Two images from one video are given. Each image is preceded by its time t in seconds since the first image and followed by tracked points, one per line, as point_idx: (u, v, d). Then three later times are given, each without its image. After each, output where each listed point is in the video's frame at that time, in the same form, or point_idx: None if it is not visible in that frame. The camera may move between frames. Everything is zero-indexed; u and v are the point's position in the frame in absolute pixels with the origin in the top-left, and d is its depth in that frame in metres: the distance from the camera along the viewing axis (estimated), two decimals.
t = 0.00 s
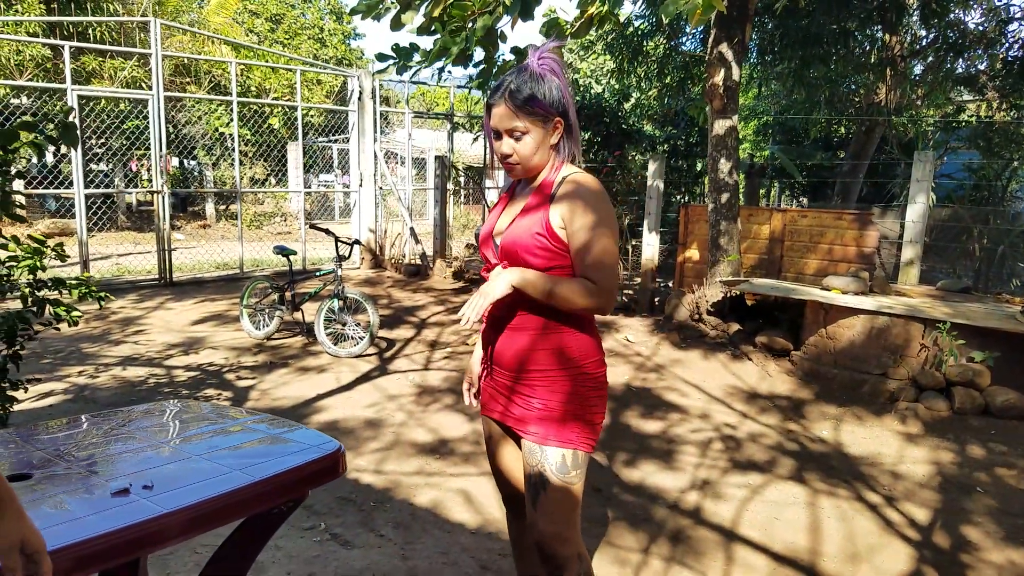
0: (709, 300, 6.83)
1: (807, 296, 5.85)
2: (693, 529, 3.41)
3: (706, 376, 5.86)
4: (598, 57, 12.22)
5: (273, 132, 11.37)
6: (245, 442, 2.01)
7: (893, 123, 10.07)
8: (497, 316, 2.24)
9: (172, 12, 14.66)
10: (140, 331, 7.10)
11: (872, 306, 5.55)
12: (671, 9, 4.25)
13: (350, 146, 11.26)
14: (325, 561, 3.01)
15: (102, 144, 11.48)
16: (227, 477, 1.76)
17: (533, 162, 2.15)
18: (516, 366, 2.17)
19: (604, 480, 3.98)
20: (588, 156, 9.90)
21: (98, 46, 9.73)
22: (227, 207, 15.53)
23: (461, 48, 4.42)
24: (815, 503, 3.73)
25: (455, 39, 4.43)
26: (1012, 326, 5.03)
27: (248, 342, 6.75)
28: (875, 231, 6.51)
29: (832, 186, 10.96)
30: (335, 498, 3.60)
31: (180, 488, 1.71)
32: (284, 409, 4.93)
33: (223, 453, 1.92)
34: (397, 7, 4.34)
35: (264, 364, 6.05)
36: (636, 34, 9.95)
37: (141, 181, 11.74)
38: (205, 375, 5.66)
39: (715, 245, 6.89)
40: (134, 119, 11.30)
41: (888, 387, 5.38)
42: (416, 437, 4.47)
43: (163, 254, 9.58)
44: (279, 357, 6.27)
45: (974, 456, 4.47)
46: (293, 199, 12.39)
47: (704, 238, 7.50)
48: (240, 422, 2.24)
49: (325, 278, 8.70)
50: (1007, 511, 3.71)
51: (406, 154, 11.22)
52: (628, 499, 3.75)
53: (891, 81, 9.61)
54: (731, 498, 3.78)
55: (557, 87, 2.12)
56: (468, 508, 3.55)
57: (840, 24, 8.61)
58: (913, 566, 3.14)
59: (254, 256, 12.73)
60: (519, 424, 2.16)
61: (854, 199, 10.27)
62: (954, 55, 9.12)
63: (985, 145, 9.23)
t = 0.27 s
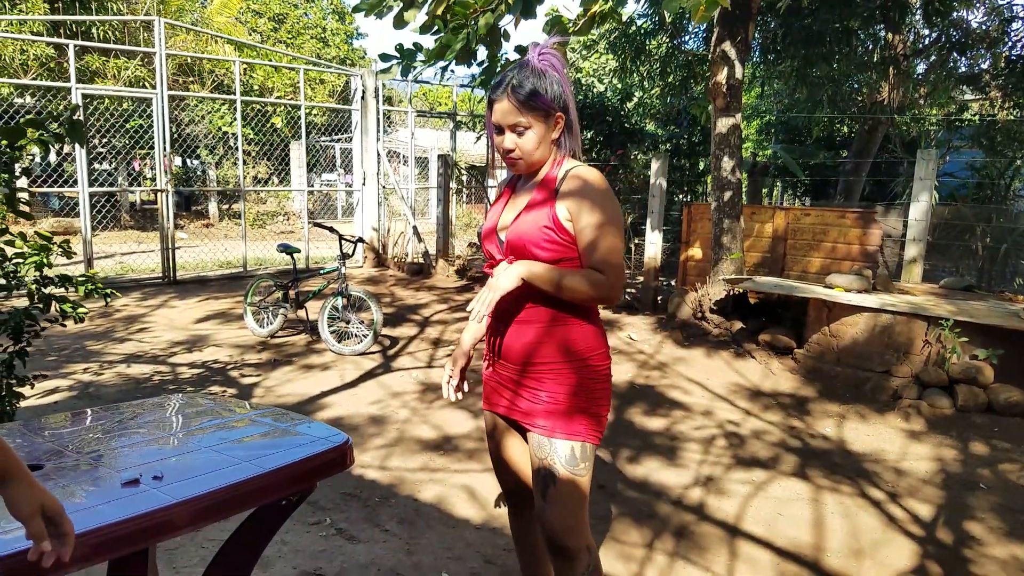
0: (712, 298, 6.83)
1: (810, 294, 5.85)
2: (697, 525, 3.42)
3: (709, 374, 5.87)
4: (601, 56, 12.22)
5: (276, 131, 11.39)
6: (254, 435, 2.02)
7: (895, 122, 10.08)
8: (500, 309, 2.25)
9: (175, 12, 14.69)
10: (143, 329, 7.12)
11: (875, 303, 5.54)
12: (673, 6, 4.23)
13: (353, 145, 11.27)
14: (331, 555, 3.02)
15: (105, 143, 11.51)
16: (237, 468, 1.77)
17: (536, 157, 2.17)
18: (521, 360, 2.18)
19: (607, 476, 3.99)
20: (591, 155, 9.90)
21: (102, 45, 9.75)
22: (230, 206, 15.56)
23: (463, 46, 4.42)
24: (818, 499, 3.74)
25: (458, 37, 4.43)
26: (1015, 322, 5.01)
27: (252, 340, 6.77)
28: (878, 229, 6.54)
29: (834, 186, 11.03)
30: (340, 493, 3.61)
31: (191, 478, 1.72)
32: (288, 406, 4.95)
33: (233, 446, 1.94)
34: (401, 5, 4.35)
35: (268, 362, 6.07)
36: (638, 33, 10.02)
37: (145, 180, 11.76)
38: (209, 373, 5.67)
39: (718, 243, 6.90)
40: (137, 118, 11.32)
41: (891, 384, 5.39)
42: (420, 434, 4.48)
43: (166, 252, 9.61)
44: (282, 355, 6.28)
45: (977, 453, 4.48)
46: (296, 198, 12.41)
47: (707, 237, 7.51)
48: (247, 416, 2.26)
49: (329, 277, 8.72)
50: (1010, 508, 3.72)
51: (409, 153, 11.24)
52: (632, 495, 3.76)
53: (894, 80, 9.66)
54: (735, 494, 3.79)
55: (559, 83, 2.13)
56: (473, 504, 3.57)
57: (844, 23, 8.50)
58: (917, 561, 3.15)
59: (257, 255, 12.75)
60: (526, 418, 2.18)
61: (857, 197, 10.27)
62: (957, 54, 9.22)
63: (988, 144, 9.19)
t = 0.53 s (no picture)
0: (714, 296, 6.84)
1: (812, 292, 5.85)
2: (699, 522, 3.43)
3: (711, 372, 5.88)
4: (603, 54, 12.21)
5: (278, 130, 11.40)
6: (259, 428, 2.04)
7: (897, 121, 10.07)
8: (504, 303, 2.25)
9: (178, 11, 14.73)
10: (147, 327, 7.14)
11: (877, 301, 5.55)
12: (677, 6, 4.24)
13: (355, 144, 11.29)
14: (335, 550, 3.04)
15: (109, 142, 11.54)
16: (242, 460, 1.77)
17: (540, 151, 2.18)
18: (526, 354, 2.18)
19: (610, 473, 4.00)
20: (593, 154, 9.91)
21: (106, 44, 9.78)
22: (233, 205, 15.59)
23: (464, 43, 4.43)
24: (821, 496, 3.75)
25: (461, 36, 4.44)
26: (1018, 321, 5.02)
27: (255, 337, 6.79)
28: (880, 228, 6.56)
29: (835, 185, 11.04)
30: (343, 489, 3.62)
31: (196, 470, 1.72)
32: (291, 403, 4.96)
33: (239, 438, 1.95)
34: (404, 4, 4.35)
35: (271, 359, 6.08)
36: (641, 32, 10.07)
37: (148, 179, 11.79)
38: (212, 370, 5.69)
39: (720, 241, 6.91)
40: (140, 117, 11.34)
41: (893, 382, 5.39)
42: (422, 431, 4.49)
43: (170, 251, 9.63)
44: (285, 353, 6.30)
45: (979, 450, 4.48)
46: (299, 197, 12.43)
47: (709, 235, 7.51)
48: (251, 410, 2.26)
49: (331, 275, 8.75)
50: (1013, 505, 3.72)
51: (411, 152, 11.25)
52: (634, 491, 3.77)
53: (896, 78, 9.52)
54: (737, 490, 3.80)
55: (561, 79, 2.15)
56: (475, 500, 3.58)
57: (845, 22, 8.57)
58: (919, 557, 3.16)
59: (260, 254, 12.78)
60: (530, 412, 2.19)
61: (859, 196, 10.27)
62: (960, 53, 9.28)
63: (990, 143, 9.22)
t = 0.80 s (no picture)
0: (718, 294, 6.84)
1: (816, 289, 5.85)
2: (704, 517, 3.44)
3: (715, 370, 5.88)
4: (605, 53, 12.21)
5: (282, 128, 11.41)
6: (267, 420, 2.04)
7: (901, 119, 10.07)
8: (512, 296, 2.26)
9: (181, 10, 14.75)
10: (151, 325, 7.16)
11: (881, 299, 5.56)
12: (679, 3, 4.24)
13: (358, 142, 11.30)
14: (340, 544, 3.05)
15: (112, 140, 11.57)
16: (251, 451, 1.78)
17: (551, 145, 2.18)
18: (534, 348, 2.19)
19: (614, 469, 4.01)
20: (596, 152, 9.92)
21: (110, 43, 9.80)
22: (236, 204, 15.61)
23: (467, 41, 4.41)
24: (825, 492, 3.76)
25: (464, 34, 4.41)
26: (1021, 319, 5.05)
27: (259, 335, 6.80)
28: (884, 226, 6.60)
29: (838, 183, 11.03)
30: (348, 485, 3.63)
31: (207, 461, 1.73)
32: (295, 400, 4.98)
33: (246, 430, 1.95)
34: (407, 2, 4.34)
35: (275, 357, 6.09)
36: (644, 31, 10.09)
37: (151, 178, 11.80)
38: (217, 367, 5.70)
39: (723, 239, 6.91)
40: (144, 116, 11.37)
41: (897, 380, 5.40)
42: (427, 427, 4.51)
43: (173, 249, 9.65)
44: (290, 350, 6.31)
45: (984, 447, 4.49)
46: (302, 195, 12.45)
47: (712, 233, 7.52)
48: (257, 404, 2.27)
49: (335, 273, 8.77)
50: (1017, 501, 3.73)
51: (414, 151, 11.26)
52: (639, 487, 3.78)
53: (899, 77, 9.57)
54: (741, 486, 3.80)
55: (572, 74, 2.17)
56: (480, 495, 3.59)
57: (848, 21, 8.57)
58: (924, 553, 3.16)
59: (263, 252, 12.80)
60: (538, 405, 2.20)
61: (862, 195, 10.27)
62: (963, 52, 9.31)
63: (994, 141, 9.26)
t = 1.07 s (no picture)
0: (721, 294, 6.84)
1: (819, 288, 5.84)
2: (707, 515, 3.45)
3: (718, 369, 5.88)
4: (608, 52, 12.19)
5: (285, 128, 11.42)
6: (272, 417, 2.05)
7: (904, 119, 10.04)
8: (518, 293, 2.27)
9: (185, 10, 14.78)
10: (156, 324, 7.18)
11: (885, 298, 5.53)
12: None
13: (362, 142, 11.31)
14: (344, 542, 3.06)
15: (115, 140, 11.57)
16: (258, 447, 1.78)
17: (558, 144, 2.19)
18: (540, 345, 2.20)
19: (617, 468, 4.02)
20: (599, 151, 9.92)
21: (114, 43, 9.82)
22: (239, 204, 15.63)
23: (469, 40, 4.35)
24: (828, 491, 3.76)
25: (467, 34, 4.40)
26: None
27: (262, 334, 6.81)
28: (887, 225, 6.58)
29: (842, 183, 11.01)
30: (352, 482, 3.64)
31: (213, 456, 1.74)
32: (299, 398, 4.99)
33: (252, 426, 1.96)
34: (411, 2, 4.33)
35: (279, 356, 6.11)
36: (647, 30, 10.09)
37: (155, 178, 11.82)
38: (221, 366, 5.72)
39: (726, 238, 6.91)
40: (148, 116, 11.39)
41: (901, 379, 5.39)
42: (430, 426, 4.51)
43: (177, 248, 9.67)
44: (293, 349, 6.33)
45: (987, 446, 4.48)
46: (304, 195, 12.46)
47: (715, 233, 7.51)
48: (261, 400, 2.28)
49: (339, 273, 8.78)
50: (1021, 500, 3.73)
51: (417, 151, 11.25)
52: (642, 486, 3.78)
53: (902, 77, 9.52)
54: (744, 485, 3.81)
55: (579, 72, 2.17)
56: (484, 493, 3.60)
57: (852, 20, 8.57)
58: (927, 551, 3.16)
59: (266, 252, 12.81)
60: (543, 402, 2.21)
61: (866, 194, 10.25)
62: (966, 51, 9.30)
63: (998, 140, 9.28)
